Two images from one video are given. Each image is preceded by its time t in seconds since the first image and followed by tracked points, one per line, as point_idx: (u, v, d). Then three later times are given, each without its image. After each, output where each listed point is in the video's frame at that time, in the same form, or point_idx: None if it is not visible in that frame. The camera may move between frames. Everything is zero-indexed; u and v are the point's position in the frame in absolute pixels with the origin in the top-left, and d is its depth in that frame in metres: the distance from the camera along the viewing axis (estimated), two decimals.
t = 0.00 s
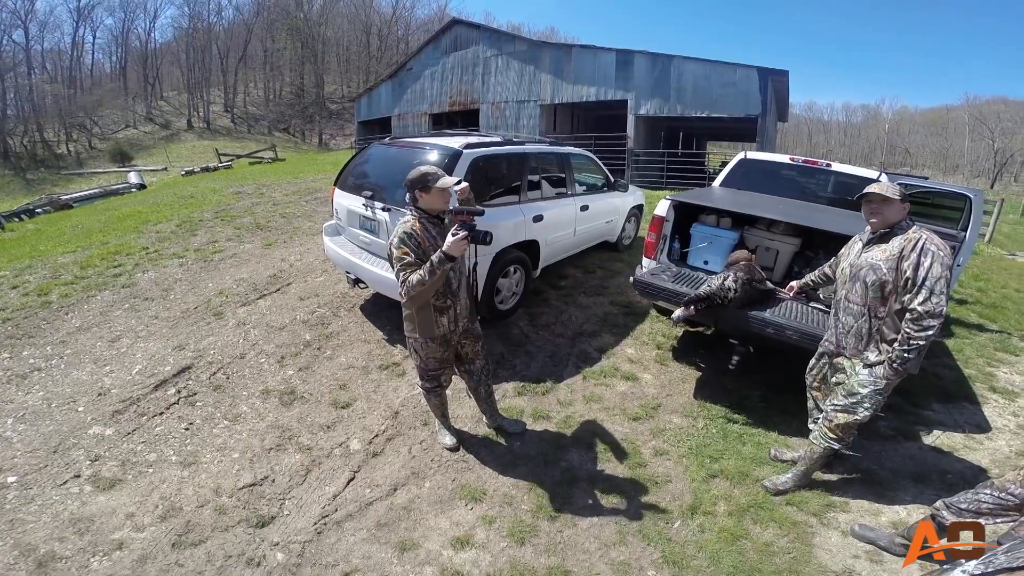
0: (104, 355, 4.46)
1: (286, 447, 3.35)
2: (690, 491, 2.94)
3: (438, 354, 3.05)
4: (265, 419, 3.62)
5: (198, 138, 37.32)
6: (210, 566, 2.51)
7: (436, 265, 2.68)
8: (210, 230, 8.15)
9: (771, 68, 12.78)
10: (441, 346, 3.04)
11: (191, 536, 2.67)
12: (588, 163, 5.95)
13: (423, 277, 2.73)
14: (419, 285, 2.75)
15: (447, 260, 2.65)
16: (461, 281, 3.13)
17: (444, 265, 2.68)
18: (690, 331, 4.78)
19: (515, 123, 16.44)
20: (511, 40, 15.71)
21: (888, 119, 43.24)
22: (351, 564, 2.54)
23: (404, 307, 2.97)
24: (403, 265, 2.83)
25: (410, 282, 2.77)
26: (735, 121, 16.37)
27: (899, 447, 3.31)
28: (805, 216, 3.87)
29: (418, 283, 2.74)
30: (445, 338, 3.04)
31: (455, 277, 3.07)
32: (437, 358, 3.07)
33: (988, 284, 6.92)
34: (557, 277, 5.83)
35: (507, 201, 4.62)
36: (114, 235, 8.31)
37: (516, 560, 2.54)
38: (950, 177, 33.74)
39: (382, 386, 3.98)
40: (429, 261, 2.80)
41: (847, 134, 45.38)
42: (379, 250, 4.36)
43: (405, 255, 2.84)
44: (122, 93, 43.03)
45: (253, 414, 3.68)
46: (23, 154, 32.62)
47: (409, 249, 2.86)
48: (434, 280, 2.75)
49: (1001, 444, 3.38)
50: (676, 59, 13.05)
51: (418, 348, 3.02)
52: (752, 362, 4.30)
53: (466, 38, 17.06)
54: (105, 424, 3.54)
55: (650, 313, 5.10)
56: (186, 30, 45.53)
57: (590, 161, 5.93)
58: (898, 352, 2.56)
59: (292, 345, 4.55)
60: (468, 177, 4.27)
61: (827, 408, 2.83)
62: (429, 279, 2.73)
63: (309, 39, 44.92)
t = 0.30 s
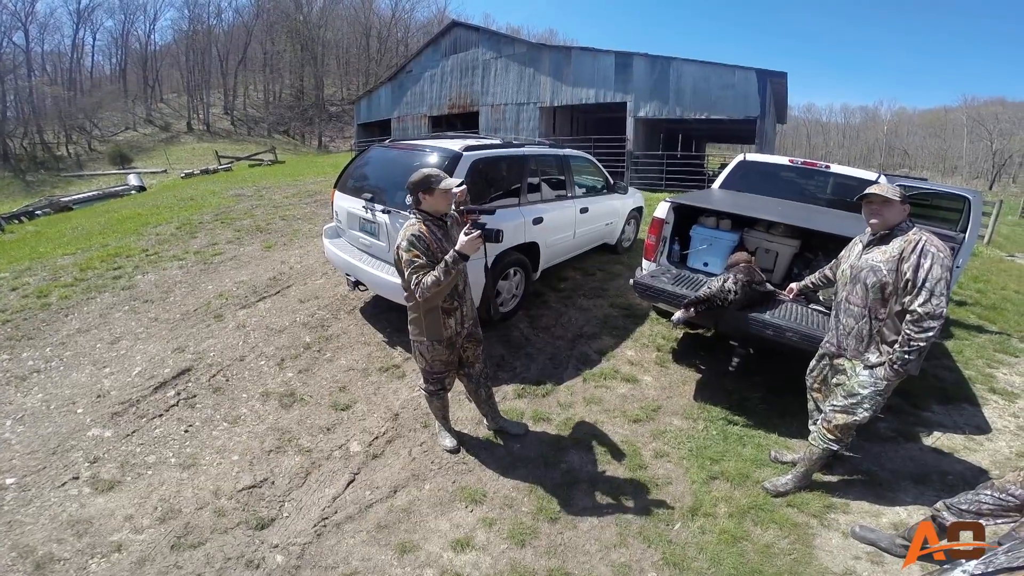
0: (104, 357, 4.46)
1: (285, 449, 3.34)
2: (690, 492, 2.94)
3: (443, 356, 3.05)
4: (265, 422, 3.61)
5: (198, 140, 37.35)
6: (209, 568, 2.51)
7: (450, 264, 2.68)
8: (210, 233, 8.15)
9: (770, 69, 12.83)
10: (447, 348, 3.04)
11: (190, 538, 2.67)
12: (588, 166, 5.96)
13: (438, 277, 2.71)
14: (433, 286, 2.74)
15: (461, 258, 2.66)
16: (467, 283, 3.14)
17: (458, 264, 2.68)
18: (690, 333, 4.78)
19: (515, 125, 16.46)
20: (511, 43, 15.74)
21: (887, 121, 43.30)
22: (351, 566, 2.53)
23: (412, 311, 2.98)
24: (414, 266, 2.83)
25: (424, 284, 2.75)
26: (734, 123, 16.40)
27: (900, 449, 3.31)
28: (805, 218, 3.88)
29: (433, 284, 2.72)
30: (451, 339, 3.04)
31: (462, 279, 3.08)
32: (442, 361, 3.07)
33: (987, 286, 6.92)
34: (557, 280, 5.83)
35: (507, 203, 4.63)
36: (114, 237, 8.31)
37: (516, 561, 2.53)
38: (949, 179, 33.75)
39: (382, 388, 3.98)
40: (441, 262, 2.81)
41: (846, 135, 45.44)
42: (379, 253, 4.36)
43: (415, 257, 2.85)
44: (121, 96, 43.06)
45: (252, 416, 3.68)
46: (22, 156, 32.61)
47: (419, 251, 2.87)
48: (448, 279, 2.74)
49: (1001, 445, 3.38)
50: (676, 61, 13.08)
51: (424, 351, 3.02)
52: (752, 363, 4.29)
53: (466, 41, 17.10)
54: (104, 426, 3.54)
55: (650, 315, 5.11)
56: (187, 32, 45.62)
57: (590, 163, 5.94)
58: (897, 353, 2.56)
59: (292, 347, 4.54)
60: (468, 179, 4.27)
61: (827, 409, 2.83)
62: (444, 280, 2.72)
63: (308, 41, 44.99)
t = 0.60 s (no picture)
0: (102, 353, 4.45)
1: (283, 448, 3.33)
2: (688, 496, 2.93)
3: (449, 357, 3.05)
4: (262, 420, 3.60)
5: (200, 138, 37.35)
6: (204, 567, 2.49)
7: (459, 263, 2.67)
8: (211, 230, 8.14)
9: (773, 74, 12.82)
10: (452, 348, 3.03)
11: (186, 536, 2.66)
12: (590, 169, 5.96)
13: (447, 276, 2.70)
14: (442, 286, 2.73)
15: (470, 257, 2.66)
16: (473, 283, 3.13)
17: (467, 262, 2.68)
18: (690, 337, 4.78)
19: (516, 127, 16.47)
20: (514, 44, 15.77)
21: (888, 128, 43.38)
22: (347, 567, 2.52)
23: (418, 310, 2.98)
24: (423, 266, 2.83)
25: (433, 283, 2.74)
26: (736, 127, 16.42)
27: (897, 454, 3.30)
28: (806, 223, 3.88)
29: (442, 283, 2.71)
30: (457, 340, 3.04)
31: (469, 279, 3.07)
32: (447, 362, 3.06)
33: (986, 293, 6.92)
34: (557, 282, 5.83)
35: (508, 205, 4.62)
36: (114, 233, 8.30)
37: (513, 563, 2.52)
38: (950, 186, 33.77)
39: (381, 389, 3.97)
40: (450, 261, 2.80)
41: (847, 142, 45.51)
42: (380, 252, 4.36)
43: (423, 256, 2.85)
44: (124, 92, 43.08)
45: (250, 415, 3.67)
46: (24, 151, 32.58)
47: (426, 250, 2.87)
48: (458, 278, 2.73)
49: (999, 451, 3.37)
50: (678, 64, 13.11)
51: (430, 352, 3.01)
52: (752, 368, 4.29)
53: (469, 42, 17.12)
54: (100, 423, 3.52)
55: (650, 318, 5.10)
56: (190, 29, 45.64)
57: (592, 166, 5.94)
58: (898, 361, 2.57)
59: (292, 346, 4.53)
60: (470, 181, 4.27)
61: (825, 415, 2.82)
62: (453, 279, 2.71)
63: (312, 40, 45.06)
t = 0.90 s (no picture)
0: (107, 355, 4.48)
1: (286, 450, 3.35)
2: (691, 500, 2.92)
3: (453, 360, 3.06)
4: (266, 423, 3.61)
5: (204, 140, 37.53)
6: (206, 568, 2.50)
7: (465, 266, 2.68)
8: (215, 233, 8.18)
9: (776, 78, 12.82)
10: (456, 351, 3.04)
11: (188, 538, 2.66)
12: (592, 173, 5.97)
13: (453, 279, 2.72)
14: (448, 289, 2.74)
15: (475, 261, 2.67)
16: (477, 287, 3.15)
17: (473, 266, 2.68)
18: (693, 341, 4.78)
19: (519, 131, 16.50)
20: (517, 49, 15.83)
21: (892, 132, 43.31)
22: (350, 569, 2.52)
23: (422, 313, 3.00)
24: (428, 269, 2.84)
25: (439, 286, 2.75)
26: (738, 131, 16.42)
27: (901, 458, 3.29)
28: (809, 228, 3.88)
29: (448, 286, 2.73)
30: (461, 343, 3.05)
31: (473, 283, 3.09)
32: (451, 364, 3.07)
33: (990, 298, 6.90)
34: (560, 286, 5.84)
35: (511, 209, 4.64)
36: (119, 235, 8.35)
37: (515, 566, 2.53)
38: (954, 189, 33.65)
39: (384, 391, 3.98)
40: (455, 265, 2.82)
41: (851, 146, 45.47)
42: (384, 256, 4.38)
43: (429, 260, 2.86)
44: (130, 94, 43.36)
45: (254, 417, 3.68)
46: (30, 153, 32.77)
47: (432, 254, 2.88)
48: (464, 282, 2.74)
49: (1003, 455, 3.36)
50: (681, 68, 13.11)
51: (434, 355, 3.02)
52: (755, 372, 4.28)
53: (472, 46, 17.19)
54: (104, 424, 3.54)
55: (653, 323, 5.10)
56: (196, 32, 45.92)
57: (594, 170, 5.96)
58: (901, 369, 2.55)
59: (295, 349, 4.55)
60: (473, 184, 4.29)
61: (829, 420, 2.82)
62: (459, 282, 2.72)
63: (316, 43, 45.33)
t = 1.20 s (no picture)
0: (135, 345, 4.60)
1: (307, 442, 3.40)
2: (707, 501, 2.89)
3: (471, 356, 3.06)
4: (287, 414, 3.67)
5: (230, 137, 38.26)
6: (225, 557, 2.55)
7: (484, 264, 2.68)
8: (240, 227, 8.33)
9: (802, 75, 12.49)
10: (475, 347, 3.05)
11: (209, 527, 2.72)
12: (613, 170, 5.92)
13: (472, 276, 2.72)
14: (468, 285, 2.74)
15: (495, 258, 2.66)
16: (496, 284, 3.13)
17: (493, 263, 2.68)
18: (714, 341, 4.71)
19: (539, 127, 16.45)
20: (536, 45, 15.76)
21: (923, 129, 42.06)
22: (364, 561, 2.55)
23: (442, 309, 3.00)
24: (448, 264, 2.84)
25: (459, 282, 2.75)
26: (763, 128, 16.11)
27: (926, 464, 3.20)
28: (837, 227, 3.77)
29: (468, 283, 2.73)
30: (480, 339, 3.05)
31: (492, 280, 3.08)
32: (470, 360, 3.08)
33: None
34: (579, 283, 5.81)
35: (530, 205, 4.62)
36: (148, 229, 8.56)
37: (528, 563, 2.53)
38: (989, 189, 32.53)
39: (403, 385, 4.01)
40: (474, 261, 2.82)
41: (880, 143, 44.29)
42: (404, 251, 4.41)
43: (449, 255, 2.86)
44: (160, 92, 44.38)
45: (276, 408, 3.74)
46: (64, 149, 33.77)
47: (452, 250, 2.88)
48: (483, 279, 2.74)
49: None
50: (704, 65, 12.93)
51: (453, 350, 3.03)
52: (778, 373, 4.21)
53: (492, 42, 17.17)
54: (132, 413, 3.64)
55: (673, 321, 5.05)
56: (222, 30, 46.76)
57: (615, 167, 5.90)
58: (934, 376, 2.48)
59: (317, 341, 4.62)
60: (492, 181, 4.28)
61: (855, 425, 2.76)
62: (478, 279, 2.72)
63: (338, 41, 45.78)
